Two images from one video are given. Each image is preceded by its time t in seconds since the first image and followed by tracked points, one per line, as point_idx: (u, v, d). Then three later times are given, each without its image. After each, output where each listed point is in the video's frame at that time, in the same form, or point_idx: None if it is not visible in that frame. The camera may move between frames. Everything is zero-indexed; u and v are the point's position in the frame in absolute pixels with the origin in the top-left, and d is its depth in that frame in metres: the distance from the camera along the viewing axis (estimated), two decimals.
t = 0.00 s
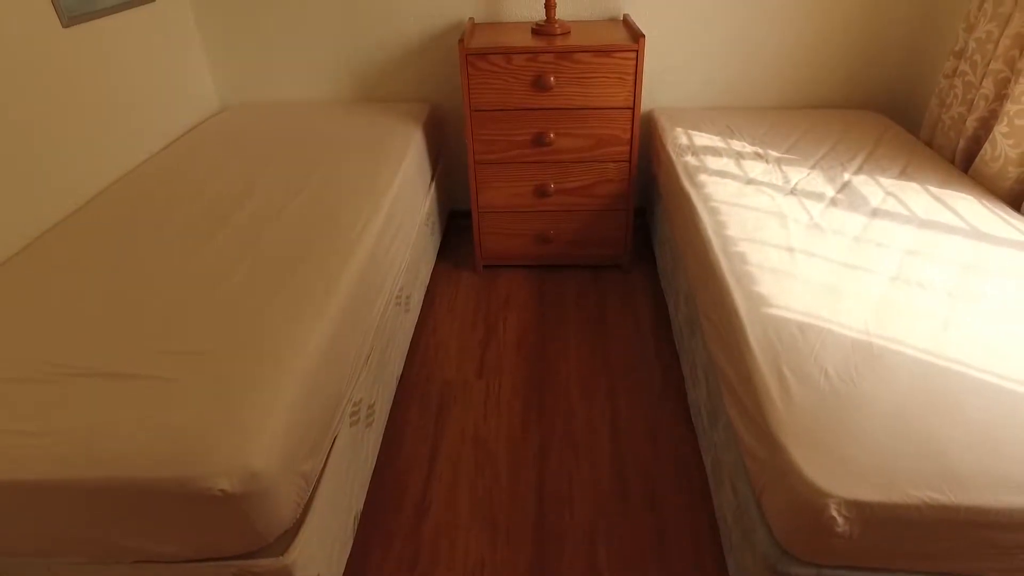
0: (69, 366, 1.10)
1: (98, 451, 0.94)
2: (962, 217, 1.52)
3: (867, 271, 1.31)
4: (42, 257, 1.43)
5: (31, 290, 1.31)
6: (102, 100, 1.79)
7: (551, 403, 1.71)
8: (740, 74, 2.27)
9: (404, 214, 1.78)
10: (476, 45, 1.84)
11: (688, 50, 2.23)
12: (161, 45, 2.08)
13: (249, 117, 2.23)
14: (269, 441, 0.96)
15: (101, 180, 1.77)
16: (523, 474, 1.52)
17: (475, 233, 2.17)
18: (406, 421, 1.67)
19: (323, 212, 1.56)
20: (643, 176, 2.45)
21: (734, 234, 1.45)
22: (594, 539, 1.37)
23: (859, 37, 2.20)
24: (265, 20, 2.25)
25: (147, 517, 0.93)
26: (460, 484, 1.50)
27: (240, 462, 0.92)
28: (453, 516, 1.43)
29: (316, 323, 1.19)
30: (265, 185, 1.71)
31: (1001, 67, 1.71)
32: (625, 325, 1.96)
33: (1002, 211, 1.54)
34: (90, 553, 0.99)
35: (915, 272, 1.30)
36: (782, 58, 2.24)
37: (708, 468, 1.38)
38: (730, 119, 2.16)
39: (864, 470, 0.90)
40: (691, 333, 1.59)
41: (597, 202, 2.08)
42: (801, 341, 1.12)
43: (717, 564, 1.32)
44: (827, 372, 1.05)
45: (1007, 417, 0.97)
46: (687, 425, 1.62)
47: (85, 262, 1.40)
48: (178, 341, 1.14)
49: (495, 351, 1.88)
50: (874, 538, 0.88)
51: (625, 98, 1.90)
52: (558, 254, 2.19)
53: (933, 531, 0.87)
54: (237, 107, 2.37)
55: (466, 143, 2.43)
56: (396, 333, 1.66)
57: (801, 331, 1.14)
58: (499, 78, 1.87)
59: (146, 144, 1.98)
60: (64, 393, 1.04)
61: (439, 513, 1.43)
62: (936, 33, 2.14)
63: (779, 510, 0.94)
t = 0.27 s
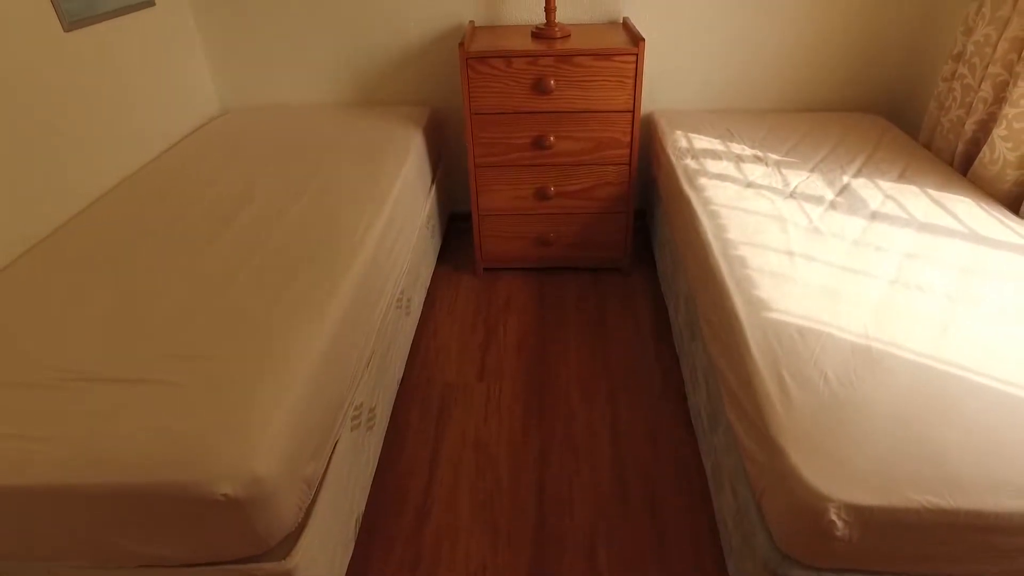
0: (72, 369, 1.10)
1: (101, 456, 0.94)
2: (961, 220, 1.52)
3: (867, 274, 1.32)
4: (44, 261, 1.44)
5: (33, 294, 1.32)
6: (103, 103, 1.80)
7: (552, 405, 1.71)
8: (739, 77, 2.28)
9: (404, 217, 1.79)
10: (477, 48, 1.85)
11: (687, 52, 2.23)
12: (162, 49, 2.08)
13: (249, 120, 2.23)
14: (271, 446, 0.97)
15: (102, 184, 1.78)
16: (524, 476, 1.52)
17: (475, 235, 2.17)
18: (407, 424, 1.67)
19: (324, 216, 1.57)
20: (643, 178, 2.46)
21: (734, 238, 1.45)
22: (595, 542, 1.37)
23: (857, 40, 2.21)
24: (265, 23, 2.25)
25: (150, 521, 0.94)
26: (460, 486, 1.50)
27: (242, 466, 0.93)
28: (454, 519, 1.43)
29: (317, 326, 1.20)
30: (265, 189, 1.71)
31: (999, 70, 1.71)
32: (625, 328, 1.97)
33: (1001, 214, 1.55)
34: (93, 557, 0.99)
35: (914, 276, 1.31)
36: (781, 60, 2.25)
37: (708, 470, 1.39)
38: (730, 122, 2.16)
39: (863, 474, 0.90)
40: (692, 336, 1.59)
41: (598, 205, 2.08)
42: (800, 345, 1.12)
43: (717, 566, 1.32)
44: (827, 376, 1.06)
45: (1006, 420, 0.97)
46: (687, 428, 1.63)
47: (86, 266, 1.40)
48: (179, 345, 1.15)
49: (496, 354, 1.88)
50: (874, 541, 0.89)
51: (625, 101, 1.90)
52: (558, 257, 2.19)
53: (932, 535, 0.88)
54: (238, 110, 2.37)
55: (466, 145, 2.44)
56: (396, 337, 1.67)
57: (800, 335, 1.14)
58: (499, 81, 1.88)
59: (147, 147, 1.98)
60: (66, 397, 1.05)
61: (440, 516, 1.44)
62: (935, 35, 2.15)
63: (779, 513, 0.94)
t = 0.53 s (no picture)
0: (74, 377, 1.11)
1: (102, 465, 0.95)
2: (959, 225, 1.53)
3: (865, 281, 1.32)
4: (46, 268, 1.44)
5: (34, 301, 1.32)
6: (104, 110, 1.80)
7: (552, 410, 1.71)
8: (738, 83, 2.29)
9: (405, 223, 1.79)
10: (476, 54, 1.86)
11: (686, 58, 2.24)
12: (163, 55, 2.09)
13: (250, 126, 2.24)
14: (273, 453, 0.97)
15: (102, 190, 1.78)
16: (524, 481, 1.53)
17: (475, 240, 2.18)
18: (407, 429, 1.67)
19: (325, 222, 1.57)
20: (642, 183, 2.46)
21: (733, 244, 1.46)
22: (595, 547, 1.38)
23: (856, 46, 2.22)
24: (266, 29, 2.26)
25: (152, 530, 0.94)
26: (461, 492, 1.50)
27: (244, 474, 0.93)
28: (454, 524, 1.43)
29: (319, 333, 1.20)
30: (266, 195, 1.72)
31: (997, 76, 1.72)
32: (625, 333, 1.97)
33: (998, 220, 1.55)
34: (94, 565, 0.99)
35: (912, 282, 1.32)
36: (779, 66, 2.26)
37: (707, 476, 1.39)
38: (729, 127, 2.17)
39: (862, 481, 0.91)
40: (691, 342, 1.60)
41: (597, 210, 2.09)
42: (799, 352, 1.13)
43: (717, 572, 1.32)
44: (825, 383, 1.06)
45: (1004, 427, 0.98)
46: (686, 433, 1.63)
47: (87, 273, 1.41)
48: (181, 353, 1.15)
49: (496, 359, 1.89)
50: (873, 548, 0.89)
51: (625, 107, 1.91)
52: (558, 262, 2.20)
53: (931, 542, 0.88)
54: (238, 115, 2.38)
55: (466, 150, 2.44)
56: (397, 343, 1.67)
57: (800, 342, 1.15)
58: (498, 87, 1.88)
59: (147, 153, 1.99)
60: (68, 405, 1.05)
61: (440, 522, 1.44)
62: (933, 41, 2.16)
63: (778, 521, 0.95)
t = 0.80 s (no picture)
0: (75, 385, 1.11)
1: (104, 473, 0.95)
2: (957, 232, 1.54)
3: (864, 288, 1.33)
4: (47, 275, 1.45)
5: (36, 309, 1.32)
6: (105, 117, 1.81)
7: (552, 417, 1.72)
8: (737, 89, 2.30)
9: (405, 230, 1.80)
10: (477, 62, 1.86)
11: (685, 65, 2.25)
12: (164, 62, 2.10)
13: (251, 133, 2.25)
14: (274, 461, 0.97)
15: (104, 197, 1.79)
16: (524, 488, 1.53)
17: (475, 247, 2.18)
18: (407, 436, 1.68)
19: (325, 229, 1.58)
20: (642, 189, 2.47)
21: (732, 251, 1.47)
22: (595, 554, 1.38)
23: (854, 53, 2.23)
24: (267, 36, 2.27)
25: (153, 538, 0.94)
26: (461, 499, 1.50)
27: (245, 483, 0.93)
28: (454, 531, 1.43)
29: (319, 340, 1.21)
30: (267, 202, 1.73)
31: (994, 84, 1.73)
32: (625, 339, 1.98)
33: (997, 227, 1.56)
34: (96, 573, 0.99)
35: (911, 289, 1.32)
36: (778, 73, 2.27)
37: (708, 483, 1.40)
38: (728, 134, 2.18)
39: (862, 489, 0.91)
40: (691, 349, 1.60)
41: (597, 217, 2.10)
42: (798, 359, 1.13)
43: None
44: (825, 391, 1.07)
45: (1004, 435, 0.98)
46: (687, 439, 1.64)
47: (88, 281, 1.41)
48: (182, 360, 1.15)
49: (496, 365, 1.89)
50: (873, 557, 0.89)
51: (625, 114, 1.92)
52: (558, 268, 2.20)
53: (931, 551, 0.88)
54: (239, 122, 2.39)
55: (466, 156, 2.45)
56: (397, 349, 1.67)
57: (799, 350, 1.15)
58: (499, 94, 1.89)
59: (148, 160, 1.99)
60: (69, 413, 1.05)
61: (440, 529, 1.44)
62: (930, 48, 2.17)
63: (778, 529, 0.95)
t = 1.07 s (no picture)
0: (76, 394, 1.11)
1: (104, 484, 0.95)
2: (955, 241, 1.55)
3: (863, 297, 1.33)
4: (48, 284, 1.45)
5: (37, 319, 1.33)
6: (107, 126, 1.82)
7: (551, 426, 1.72)
8: (735, 99, 2.31)
9: (405, 238, 1.80)
10: (477, 71, 1.87)
11: (684, 74, 2.27)
12: (165, 72, 2.11)
13: (251, 141, 2.26)
14: (275, 472, 0.97)
15: (104, 206, 1.79)
16: (524, 497, 1.53)
17: (475, 255, 2.19)
18: (407, 444, 1.68)
19: (326, 238, 1.58)
20: (641, 197, 2.48)
21: (731, 260, 1.47)
22: (595, 563, 1.38)
23: (851, 63, 2.24)
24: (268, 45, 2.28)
25: (153, 549, 0.94)
26: (461, 508, 1.50)
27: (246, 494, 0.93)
28: (454, 541, 1.43)
29: (320, 351, 1.21)
30: (268, 211, 1.73)
31: (990, 93, 1.74)
32: (624, 348, 1.98)
33: (995, 236, 1.57)
34: None
35: (909, 299, 1.33)
36: (776, 82, 2.28)
37: (707, 493, 1.40)
38: (727, 142, 2.19)
39: (861, 500, 0.91)
40: (690, 358, 1.60)
41: (596, 225, 2.10)
42: (797, 369, 1.14)
43: None
44: (823, 401, 1.07)
45: (1003, 446, 0.98)
46: (686, 448, 1.64)
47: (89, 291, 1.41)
48: (183, 370, 1.15)
49: (495, 373, 1.90)
50: (873, 568, 0.90)
51: (624, 123, 1.93)
52: (558, 276, 2.21)
53: (931, 562, 0.88)
54: (240, 130, 2.40)
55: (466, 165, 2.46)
56: (398, 358, 1.68)
57: (798, 359, 1.16)
58: (498, 104, 1.90)
59: (149, 169, 2.00)
60: (70, 424, 1.06)
61: (440, 538, 1.44)
62: (928, 58, 2.18)
63: (778, 540, 0.95)
